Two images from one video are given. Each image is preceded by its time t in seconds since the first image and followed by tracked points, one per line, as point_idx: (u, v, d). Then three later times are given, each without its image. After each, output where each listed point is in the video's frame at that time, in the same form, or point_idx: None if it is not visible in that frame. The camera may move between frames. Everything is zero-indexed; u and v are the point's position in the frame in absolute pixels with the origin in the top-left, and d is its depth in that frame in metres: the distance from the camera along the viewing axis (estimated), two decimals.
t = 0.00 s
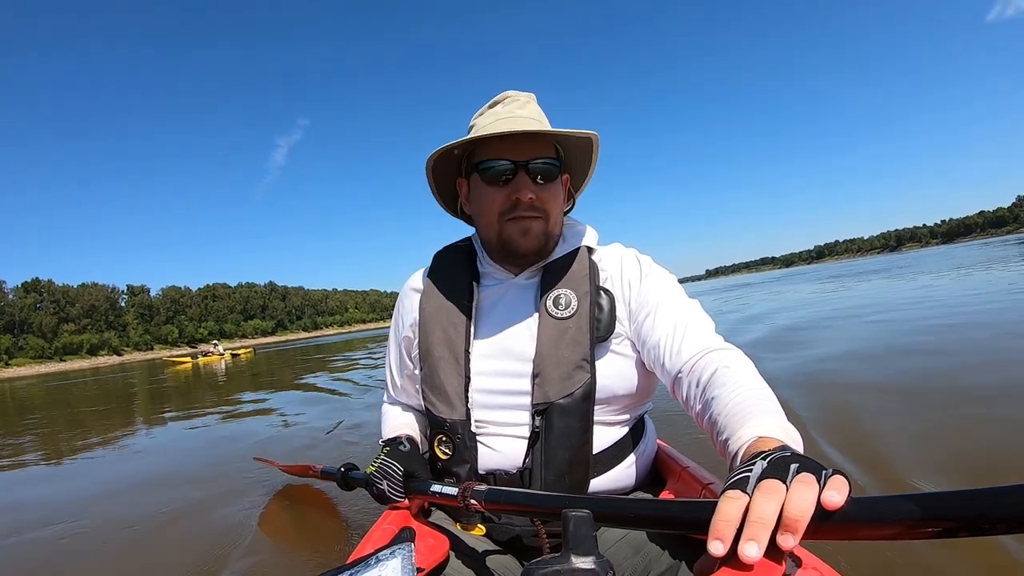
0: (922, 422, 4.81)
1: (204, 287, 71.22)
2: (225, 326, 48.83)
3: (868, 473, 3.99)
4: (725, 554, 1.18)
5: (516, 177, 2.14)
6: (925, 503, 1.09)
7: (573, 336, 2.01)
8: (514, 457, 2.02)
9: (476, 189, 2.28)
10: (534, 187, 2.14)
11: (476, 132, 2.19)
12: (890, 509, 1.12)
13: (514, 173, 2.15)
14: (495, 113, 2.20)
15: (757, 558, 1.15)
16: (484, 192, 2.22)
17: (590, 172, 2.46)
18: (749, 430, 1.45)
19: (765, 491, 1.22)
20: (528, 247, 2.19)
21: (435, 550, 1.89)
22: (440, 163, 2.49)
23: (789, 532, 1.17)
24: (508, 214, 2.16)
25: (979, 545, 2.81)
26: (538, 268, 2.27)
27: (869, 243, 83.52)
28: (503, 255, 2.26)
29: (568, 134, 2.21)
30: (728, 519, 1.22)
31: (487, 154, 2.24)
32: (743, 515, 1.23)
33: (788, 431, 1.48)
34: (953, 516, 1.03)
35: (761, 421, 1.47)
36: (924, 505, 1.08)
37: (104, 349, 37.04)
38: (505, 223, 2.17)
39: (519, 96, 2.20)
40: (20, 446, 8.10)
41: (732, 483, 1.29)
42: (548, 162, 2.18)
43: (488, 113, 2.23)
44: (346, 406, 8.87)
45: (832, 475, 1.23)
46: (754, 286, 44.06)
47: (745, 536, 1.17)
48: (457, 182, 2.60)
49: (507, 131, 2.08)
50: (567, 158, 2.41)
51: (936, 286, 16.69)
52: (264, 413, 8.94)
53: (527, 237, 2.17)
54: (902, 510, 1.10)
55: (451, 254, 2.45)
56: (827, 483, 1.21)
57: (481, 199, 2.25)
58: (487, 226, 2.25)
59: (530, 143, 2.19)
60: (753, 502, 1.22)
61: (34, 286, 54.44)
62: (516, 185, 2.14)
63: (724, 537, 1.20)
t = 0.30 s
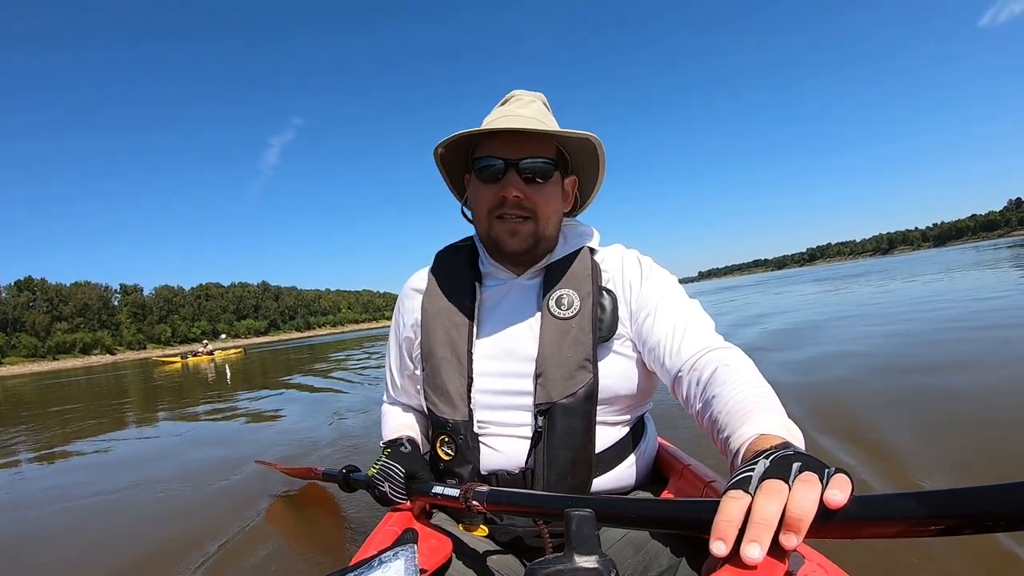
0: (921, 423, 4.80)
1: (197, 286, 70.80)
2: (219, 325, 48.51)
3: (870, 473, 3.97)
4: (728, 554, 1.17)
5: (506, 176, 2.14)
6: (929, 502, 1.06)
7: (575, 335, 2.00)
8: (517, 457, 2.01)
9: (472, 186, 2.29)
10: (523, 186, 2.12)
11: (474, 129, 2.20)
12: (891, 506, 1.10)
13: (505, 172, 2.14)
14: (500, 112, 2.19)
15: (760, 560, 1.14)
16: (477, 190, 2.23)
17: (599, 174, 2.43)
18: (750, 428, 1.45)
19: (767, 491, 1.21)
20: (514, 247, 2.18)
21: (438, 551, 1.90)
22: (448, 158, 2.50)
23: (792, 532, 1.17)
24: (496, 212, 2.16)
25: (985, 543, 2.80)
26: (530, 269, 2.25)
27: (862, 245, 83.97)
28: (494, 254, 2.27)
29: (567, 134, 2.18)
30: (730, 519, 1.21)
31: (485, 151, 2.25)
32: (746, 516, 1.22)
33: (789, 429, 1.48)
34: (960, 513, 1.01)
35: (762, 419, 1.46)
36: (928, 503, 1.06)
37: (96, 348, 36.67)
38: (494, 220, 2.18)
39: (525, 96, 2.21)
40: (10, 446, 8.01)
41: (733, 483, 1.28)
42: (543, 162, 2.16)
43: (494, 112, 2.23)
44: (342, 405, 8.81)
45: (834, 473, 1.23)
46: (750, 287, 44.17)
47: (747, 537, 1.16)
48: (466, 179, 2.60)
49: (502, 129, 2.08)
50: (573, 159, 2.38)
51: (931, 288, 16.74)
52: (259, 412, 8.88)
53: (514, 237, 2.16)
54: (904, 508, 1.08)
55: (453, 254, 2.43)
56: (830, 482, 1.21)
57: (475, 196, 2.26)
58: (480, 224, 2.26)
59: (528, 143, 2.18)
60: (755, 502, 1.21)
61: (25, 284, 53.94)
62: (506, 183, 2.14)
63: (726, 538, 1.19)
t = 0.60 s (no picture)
0: (915, 424, 4.82)
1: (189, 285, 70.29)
2: (211, 323, 48.17)
3: (867, 474, 3.97)
4: (725, 562, 1.15)
5: (502, 175, 2.14)
6: (927, 509, 1.07)
7: (572, 335, 2.00)
8: (515, 457, 2.00)
9: (468, 188, 2.29)
10: (520, 184, 2.12)
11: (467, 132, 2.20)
12: (890, 513, 1.10)
13: (501, 172, 2.14)
14: (490, 114, 2.19)
15: (757, 568, 1.12)
16: (474, 191, 2.22)
17: (591, 170, 2.43)
18: (749, 425, 1.46)
19: (765, 499, 1.20)
20: (513, 246, 2.17)
21: (438, 552, 1.89)
22: (441, 163, 2.51)
23: (790, 539, 1.15)
24: (495, 212, 2.16)
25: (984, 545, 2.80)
26: (531, 268, 2.25)
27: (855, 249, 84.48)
28: (494, 254, 2.26)
29: (558, 130, 2.19)
30: (728, 527, 1.20)
31: (479, 153, 2.25)
32: (744, 523, 1.20)
33: (786, 426, 1.48)
34: (955, 521, 1.03)
35: (760, 417, 1.47)
36: (926, 510, 1.07)
37: (87, 346, 36.29)
38: (492, 220, 2.17)
39: (513, 97, 2.20)
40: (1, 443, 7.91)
41: (732, 489, 1.27)
42: (538, 160, 2.16)
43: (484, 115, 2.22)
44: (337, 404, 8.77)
45: (834, 481, 1.23)
46: (744, 290, 44.34)
47: (745, 545, 1.14)
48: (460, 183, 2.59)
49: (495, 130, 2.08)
50: (565, 156, 2.39)
51: (924, 292, 16.82)
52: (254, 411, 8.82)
53: (513, 236, 2.15)
54: (903, 516, 1.09)
55: (451, 255, 2.43)
56: (829, 490, 1.20)
57: (471, 197, 2.26)
58: (478, 225, 2.26)
59: (521, 141, 2.18)
60: (754, 510, 1.20)
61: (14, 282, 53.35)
62: (503, 183, 2.14)
63: (724, 545, 1.17)
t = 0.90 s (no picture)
0: (910, 426, 4.83)
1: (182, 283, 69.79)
2: (204, 321, 47.89)
3: (863, 475, 3.98)
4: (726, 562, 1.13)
5: (495, 181, 2.13)
6: (929, 508, 1.03)
7: (574, 335, 2.00)
8: (516, 457, 1.99)
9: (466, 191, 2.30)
10: (512, 191, 2.12)
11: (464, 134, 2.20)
12: (891, 511, 1.07)
13: (494, 177, 2.14)
14: (491, 113, 2.20)
15: (758, 568, 1.10)
16: (469, 194, 2.23)
17: (595, 171, 2.39)
18: (750, 424, 1.45)
19: (767, 498, 1.18)
20: (505, 251, 2.18)
21: (440, 552, 1.88)
22: (444, 162, 2.51)
23: (792, 539, 1.12)
24: (487, 217, 2.15)
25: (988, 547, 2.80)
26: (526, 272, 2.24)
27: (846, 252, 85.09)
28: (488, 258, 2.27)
29: (555, 136, 2.16)
30: (728, 527, 1.18)
31: (476, 157, 2.24)
32: (745, 523, 1.18)
33: (788, 425, 1.48)
34: (960, 520, 0.98)
35: (762, 416, 1.47)
36: (927, 509, 1.03)
37: (78, 343, 35.96)
38: (485, 225, 2.18)
39: (515, 96, 2.20)
40: None
41: (733, 490, 1.25)
42: (533, 165, 2.14)
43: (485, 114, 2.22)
44: (333, 403, 8.73)
45: (836, 480, 1.19)
46: (739, 292, 44.58)
47: (746, 545, 1.12)
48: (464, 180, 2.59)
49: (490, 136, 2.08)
50: (567, 157, 2.36)
51: (919, 295, 16.93)
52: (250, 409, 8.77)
53: (504, 242, 2.16)
54: (904, 514, 1.06)
55: (452, 255, 2.42)
56: (831, 489, 1.17)
57: (468, 200, 2.26)
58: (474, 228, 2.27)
59: (517, 146, 2.16)
60: (756, 509, 1.17)
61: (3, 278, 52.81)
62: (495, 189, 2.13)
63: (724, 545, 1.15)
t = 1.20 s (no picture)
0: (899, 428, 4.87)
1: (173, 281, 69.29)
2: (195, 320, 47.61)
3: (854, 476, 3.98)
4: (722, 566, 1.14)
5: (510, 181, 2.13)
6: (924, 513, 1.05)
7: (572, 335, 2.00)
8: (513, 457, 1.99)
9: (472, 190, 2.28)
10: (527, 191, 2.12)
11: (475, 133, 2.17)
12: (887, 517, 1.08)
13: (508, 177, 2.13)
14: (497, 114, 2.18)
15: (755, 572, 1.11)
16: (479, 193, 2.21)
17: (594, 173, 2.43)
18: (746, 427, 1.46)
19: (765, 502, 1.18)
20: (516, 250, 2.18)
21: (436, 551, 1.88)
22: (443, 161, 2.48)
23: (788, 544, 1.13)
24: (500, 217, 2.15)
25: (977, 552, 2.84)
26: (530, 271, 2.25)
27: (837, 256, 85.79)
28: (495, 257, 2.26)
29: (566, 139, 2.18)
30: (726, 530, 1.18)
31: (484, 156, 2.23)
32: (742, 526, 1.19)
33: (784, 427, 1.49)
34: (956, 526, 0.99)
35: (757, 419, 1.48)
36: (924, 514, 1.04)
37: (68, 341, 35.59)
38: (496, 226, 2.17)
39: (523, 97, 2.19)
40: None
41: (730, 492, 1.25)
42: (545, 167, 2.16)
43: (492, 113, 2.21)
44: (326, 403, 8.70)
45: (832, 485, 1.21)
46: (730, 294, 44.86)
47: (743, 548, 1.12)
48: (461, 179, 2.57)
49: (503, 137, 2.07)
50: (569, 159, 2.38)
51: (909, 298, 17.11)
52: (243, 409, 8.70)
53: (517, 242, 2.16)
54: (901, 520, 1.06)
55: (451, 254, 2.42)
56: (828, 494, 1.18)
57: (475, 200, 2.25)
58: (481, 228, 2.26)
59: (529, 147, 2.17)
60: (755, 512, 1.17)
61: None
62: (510, 189, 2.13)
63: (721, 549, 1.16)
